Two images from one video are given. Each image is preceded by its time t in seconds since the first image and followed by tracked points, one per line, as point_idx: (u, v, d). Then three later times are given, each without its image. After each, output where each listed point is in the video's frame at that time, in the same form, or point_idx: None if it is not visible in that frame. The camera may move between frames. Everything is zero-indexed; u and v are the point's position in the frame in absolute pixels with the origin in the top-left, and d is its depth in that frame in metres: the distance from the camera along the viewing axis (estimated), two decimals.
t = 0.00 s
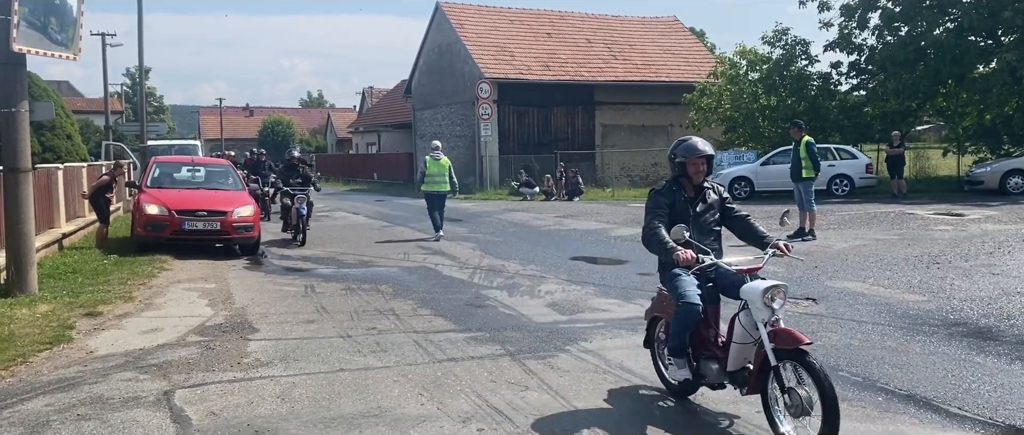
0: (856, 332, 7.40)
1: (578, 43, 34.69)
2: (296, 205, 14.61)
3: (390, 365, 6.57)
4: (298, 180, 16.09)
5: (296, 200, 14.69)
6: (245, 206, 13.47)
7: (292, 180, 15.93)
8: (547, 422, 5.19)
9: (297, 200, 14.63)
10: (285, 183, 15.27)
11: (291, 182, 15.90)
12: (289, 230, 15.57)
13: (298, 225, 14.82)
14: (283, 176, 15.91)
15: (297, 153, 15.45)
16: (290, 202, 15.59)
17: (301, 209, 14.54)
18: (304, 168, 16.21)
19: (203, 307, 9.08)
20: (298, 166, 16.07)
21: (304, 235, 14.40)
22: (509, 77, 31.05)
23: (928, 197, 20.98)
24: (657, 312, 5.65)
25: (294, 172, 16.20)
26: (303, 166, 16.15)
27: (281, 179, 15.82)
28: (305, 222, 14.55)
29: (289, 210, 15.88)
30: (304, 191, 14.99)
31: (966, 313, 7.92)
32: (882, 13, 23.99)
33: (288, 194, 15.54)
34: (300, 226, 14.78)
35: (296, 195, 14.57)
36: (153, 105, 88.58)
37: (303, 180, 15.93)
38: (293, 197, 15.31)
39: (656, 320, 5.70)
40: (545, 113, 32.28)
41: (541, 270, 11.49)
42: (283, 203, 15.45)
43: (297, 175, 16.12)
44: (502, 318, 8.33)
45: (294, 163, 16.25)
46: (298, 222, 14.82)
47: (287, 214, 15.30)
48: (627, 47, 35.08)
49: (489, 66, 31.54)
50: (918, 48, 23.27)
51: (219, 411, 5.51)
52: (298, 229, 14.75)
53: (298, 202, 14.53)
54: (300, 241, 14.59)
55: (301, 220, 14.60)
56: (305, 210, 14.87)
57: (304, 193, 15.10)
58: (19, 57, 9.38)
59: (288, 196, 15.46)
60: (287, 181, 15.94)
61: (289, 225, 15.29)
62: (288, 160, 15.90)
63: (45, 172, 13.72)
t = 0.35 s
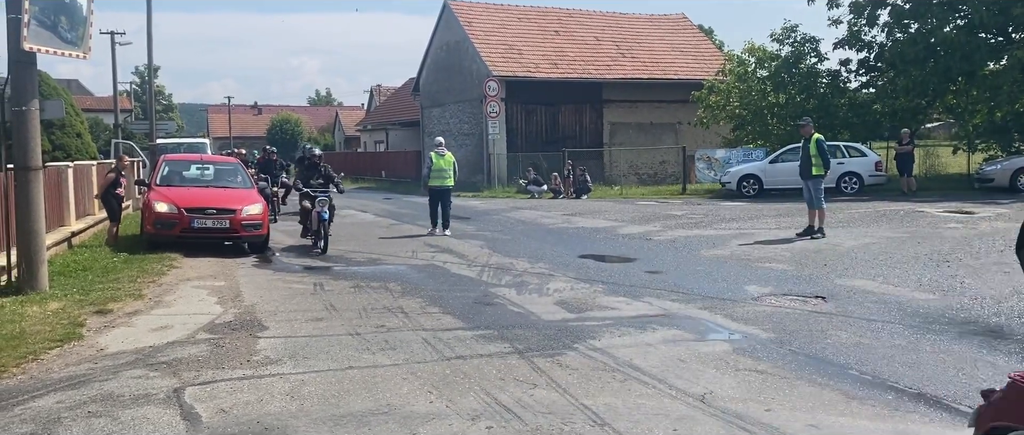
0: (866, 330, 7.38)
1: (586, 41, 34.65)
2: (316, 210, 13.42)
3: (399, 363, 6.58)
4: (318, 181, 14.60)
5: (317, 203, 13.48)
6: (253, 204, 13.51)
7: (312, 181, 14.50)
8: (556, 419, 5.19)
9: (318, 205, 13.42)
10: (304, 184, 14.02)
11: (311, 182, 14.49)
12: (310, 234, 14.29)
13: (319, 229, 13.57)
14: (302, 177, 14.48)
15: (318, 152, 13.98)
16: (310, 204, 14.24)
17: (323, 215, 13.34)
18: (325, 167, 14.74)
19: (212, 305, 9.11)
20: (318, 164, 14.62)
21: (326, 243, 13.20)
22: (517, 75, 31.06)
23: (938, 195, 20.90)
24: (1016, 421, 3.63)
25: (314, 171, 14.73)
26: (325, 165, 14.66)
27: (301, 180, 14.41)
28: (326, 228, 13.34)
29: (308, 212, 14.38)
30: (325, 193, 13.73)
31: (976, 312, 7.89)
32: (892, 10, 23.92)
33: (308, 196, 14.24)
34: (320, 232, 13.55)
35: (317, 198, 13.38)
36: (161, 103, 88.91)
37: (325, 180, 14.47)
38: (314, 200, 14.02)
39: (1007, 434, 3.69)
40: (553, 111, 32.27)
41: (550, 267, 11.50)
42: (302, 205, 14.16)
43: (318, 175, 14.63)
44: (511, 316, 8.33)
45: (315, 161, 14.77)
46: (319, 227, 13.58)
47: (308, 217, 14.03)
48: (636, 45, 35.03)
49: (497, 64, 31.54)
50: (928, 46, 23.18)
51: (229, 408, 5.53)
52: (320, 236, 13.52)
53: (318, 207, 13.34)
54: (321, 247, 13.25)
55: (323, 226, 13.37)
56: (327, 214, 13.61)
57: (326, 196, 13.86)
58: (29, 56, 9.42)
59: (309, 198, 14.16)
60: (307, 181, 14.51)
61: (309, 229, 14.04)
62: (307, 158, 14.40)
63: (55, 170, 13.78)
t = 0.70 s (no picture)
0: (881, 329, 7.36)
1: (599, 38, 34.60)
2: (347, 215, 11.85)
3: (412, 360, 6.60)
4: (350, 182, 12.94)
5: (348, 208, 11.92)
6: (267, 201, 13.55)
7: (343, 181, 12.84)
8: (569, 417, 5.19)
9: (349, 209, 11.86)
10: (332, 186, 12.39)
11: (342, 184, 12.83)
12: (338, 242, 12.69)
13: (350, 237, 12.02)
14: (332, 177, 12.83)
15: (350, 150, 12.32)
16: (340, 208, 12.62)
17: (355, 220, 11.78)
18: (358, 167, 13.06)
19: (226, 301, 9.15)
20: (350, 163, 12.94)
21: (358, 254, 11.67)
22: (529, 72, 31.05)
23: (953, 193, 20.78)
24: None
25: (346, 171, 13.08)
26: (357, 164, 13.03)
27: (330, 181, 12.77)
28: (359, 236, 11.79)
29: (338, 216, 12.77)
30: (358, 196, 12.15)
31: (992, 310, 7.85)
32: (907, 7, 23.80)
33: (339, 200, 12.62)
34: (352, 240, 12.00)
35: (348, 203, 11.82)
36: (175, 101, 89.34)
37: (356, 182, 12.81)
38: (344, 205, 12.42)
39: None
40: (565, 108, 32.25)
41: (562, 265, 11.49)
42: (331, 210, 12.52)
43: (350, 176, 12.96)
44: (525, 314, 8.34)
45: (346, 160, 13.16)
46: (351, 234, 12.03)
47: (337, 223, 12.46)
48: (648, 42, 34.96)
49: (509, 61, 31.53)
50: (944, 43, 23.04)
51: (244, 404, 5.55)
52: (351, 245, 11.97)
53: (349, 212, 11.75)
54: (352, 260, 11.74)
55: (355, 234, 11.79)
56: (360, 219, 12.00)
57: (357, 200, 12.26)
58: (46, 54, 9.47)
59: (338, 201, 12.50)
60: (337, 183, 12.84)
61: (339, 236, 12.48)
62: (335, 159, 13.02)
63: (70, 168, 13.88)
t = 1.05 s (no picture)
0: (900, 327, 7.31)
1: (615, 35, 34.52)
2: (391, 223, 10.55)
3: (427, 357, 6.61)
4: (390, 184, 11.60)
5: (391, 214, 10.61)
6: (284, 198, 13.60)
7: (382, 184, 11.51)
8: (585, 414, 5.18)
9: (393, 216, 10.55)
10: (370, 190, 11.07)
11: (381, 187, 11.50)
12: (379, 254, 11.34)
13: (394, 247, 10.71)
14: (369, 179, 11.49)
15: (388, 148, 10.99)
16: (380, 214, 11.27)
17: (398, 229, 10.46)
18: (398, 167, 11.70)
19: (243, 298, 9.20)
20: (389, 164, 11.61)
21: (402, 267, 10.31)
22: (545, 69, 31.02)
23: (973, 191, 20.61)
24: None
25: (384, 171, 11.74)
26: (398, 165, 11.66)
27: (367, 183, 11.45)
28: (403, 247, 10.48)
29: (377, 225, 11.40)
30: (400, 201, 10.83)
31: (1013, 310, 7.77)
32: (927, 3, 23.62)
33: (378, 205, 11.31)
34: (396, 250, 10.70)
35: (391, 209, 10.52)
36: (192, 99, 89.85)
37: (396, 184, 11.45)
38: (385, 210, 11.12)
39: None
40: (581, 106, 32.19)
41: (577, 263, 11.47)
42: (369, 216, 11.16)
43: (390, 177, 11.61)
44: (539, 311, 8.33)
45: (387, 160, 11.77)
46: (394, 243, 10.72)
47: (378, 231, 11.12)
48: (665, 39, 34.84)
49: (525, 59, 31.51)
50: (964, 39, 22.85)
51: (261, 400, 5.57)
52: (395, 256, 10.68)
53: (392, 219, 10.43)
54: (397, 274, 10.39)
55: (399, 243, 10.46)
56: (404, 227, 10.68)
57: (400, 204, 10.99)
58: (66, 52, 9.53)
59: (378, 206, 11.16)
60: (376, 186, 11.50)
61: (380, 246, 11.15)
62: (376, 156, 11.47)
63: (89, 164, 13.98)
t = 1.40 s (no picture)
0: (920, 326, 7.26)
1: (631, 32, 34.42)
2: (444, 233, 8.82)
3: (444, 353, 6.62)
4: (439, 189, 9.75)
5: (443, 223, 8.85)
6: (301, 195, 13.65)
7: (429, 187, 9.53)
8: (603, 412, 5.17)
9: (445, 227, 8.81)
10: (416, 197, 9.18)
11: (427, 190, 9.52)
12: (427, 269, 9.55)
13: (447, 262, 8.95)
14: (414, 181, 9.52)
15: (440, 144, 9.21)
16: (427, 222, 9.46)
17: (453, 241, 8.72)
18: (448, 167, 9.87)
19: (261, 294, 9.24)
20: (437, 163, 9.61)
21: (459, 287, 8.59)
22: (561, 67, 30.98)
23: (993, 189, 20.43)
24: None
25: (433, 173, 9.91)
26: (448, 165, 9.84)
27: (411, 186, 9.48)
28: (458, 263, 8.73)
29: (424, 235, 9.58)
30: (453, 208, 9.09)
31: None
32: None
33: (425, 212, 9.38)
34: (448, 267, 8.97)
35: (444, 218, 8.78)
36: (209, 96, 90.28)
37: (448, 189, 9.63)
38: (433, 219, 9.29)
39: None
40: (596, 103, 32.13)
41: (593, 260, 11.44)
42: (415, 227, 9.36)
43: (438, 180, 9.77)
44: (556, 309, 8.32)
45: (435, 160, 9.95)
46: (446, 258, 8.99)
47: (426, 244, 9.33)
48: (681, 36, 34.72)
49: (540, 56, 31.47)
50: (985, 35, 22.66)
51: (279, 396, 5.59)
52: (448, 274, 8.93)
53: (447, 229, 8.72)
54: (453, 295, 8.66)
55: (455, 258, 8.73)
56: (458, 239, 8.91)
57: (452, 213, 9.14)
58: (85, 50, 9.59)
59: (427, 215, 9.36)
60: (422, 189, 9.53)
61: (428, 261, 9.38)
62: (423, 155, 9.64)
63: (108, 162, 14.07)
